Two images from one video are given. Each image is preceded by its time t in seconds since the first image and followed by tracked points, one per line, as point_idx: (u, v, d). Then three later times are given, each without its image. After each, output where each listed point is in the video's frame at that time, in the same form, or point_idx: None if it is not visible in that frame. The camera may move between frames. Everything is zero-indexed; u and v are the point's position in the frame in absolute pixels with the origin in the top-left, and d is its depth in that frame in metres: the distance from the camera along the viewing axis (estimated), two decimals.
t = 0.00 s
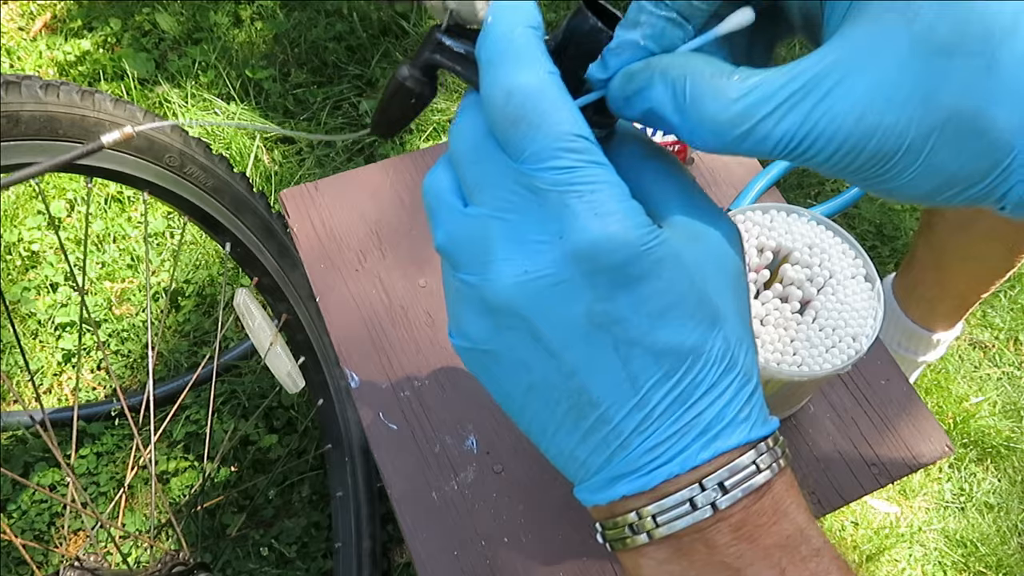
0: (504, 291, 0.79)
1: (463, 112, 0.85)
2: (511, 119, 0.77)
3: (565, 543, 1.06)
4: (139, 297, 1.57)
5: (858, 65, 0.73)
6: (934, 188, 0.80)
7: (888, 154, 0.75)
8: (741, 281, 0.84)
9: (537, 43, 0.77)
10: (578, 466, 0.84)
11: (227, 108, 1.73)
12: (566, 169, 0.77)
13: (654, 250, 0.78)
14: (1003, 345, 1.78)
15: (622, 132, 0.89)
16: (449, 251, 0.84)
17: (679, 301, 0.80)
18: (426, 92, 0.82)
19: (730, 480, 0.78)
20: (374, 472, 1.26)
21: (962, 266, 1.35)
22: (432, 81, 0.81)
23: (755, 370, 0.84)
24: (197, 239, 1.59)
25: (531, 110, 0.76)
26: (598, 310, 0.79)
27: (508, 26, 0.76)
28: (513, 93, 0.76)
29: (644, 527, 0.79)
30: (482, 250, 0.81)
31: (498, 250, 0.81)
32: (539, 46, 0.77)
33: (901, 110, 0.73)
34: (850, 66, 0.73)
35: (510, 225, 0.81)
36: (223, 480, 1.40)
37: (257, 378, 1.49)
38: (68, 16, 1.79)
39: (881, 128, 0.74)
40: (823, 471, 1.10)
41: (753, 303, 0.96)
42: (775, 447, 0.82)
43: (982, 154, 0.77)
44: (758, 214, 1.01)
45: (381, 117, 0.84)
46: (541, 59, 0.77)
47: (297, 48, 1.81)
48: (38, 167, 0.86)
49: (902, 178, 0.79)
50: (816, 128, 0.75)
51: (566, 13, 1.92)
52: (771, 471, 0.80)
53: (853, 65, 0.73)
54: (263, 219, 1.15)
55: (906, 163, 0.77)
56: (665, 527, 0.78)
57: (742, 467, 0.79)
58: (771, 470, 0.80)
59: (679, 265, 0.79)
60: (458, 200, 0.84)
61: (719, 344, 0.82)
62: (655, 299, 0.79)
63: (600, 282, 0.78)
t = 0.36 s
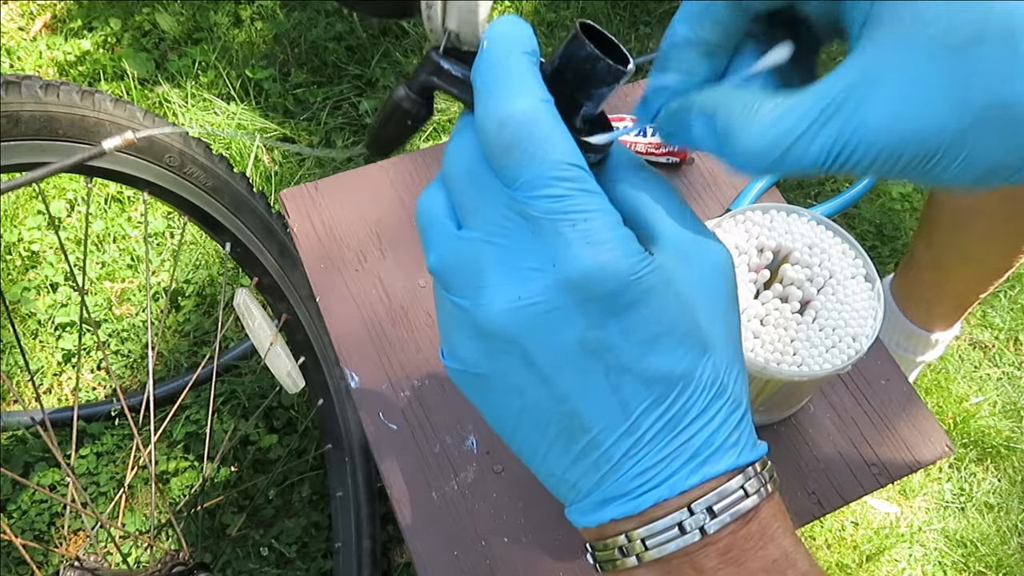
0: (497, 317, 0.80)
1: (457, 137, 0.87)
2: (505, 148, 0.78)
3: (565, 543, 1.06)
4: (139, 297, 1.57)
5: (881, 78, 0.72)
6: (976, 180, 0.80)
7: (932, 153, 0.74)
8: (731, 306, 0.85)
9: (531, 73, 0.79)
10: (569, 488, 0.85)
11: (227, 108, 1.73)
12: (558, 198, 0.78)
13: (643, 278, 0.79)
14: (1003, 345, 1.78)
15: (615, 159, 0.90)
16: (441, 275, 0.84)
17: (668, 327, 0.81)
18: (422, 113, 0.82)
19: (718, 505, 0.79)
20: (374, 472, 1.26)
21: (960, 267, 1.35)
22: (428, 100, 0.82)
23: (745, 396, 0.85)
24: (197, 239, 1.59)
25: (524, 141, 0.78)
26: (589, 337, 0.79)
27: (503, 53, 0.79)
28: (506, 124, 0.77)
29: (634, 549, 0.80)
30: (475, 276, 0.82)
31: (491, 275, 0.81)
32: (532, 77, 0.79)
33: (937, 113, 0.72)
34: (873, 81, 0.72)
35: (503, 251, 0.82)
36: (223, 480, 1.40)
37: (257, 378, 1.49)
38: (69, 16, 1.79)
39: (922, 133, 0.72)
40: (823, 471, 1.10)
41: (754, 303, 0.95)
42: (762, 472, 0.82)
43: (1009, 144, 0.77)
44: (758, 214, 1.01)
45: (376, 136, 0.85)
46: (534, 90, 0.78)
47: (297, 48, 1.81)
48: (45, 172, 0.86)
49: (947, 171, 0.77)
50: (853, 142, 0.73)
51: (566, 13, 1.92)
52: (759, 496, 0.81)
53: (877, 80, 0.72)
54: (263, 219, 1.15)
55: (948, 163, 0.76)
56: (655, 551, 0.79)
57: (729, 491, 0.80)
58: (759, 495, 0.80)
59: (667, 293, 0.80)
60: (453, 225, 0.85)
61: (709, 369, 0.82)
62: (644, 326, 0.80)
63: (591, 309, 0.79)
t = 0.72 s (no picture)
0: (483, 320, 0.81)
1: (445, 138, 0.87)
2: (489, 152, 0.78)
3: (564, 544, 1.06)
4: (139, 297, 1.57)
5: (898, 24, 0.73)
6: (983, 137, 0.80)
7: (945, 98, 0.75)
8: (721, 305, 0.84)
9: (515, 74, 0.78)
10: (558, 486, 0.86)
11: (227, 108, 1.74)
12: (541, 203, 0.78)
13: (629, 281, 0.79)
14: (1003, 345, 1.78)
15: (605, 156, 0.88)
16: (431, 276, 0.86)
17: (653, 330, 0.80)
18: (410, 113, 0.83)
19: (705, 505, 0.79)
20: (374, 472, 1.25)
21: (960, 266, 1.35)
22: (417, 100, 0.82)
23: (734, 396, 0.85)
24: (197, 239, 1.59)
25: (507, 146, 0.77)
26: (572, 340, 0.80)
27: (488, 55, 0.78)
28: (489, 128, 0.77)
29: (623, 549, 0.80)
30: (462, 279, 0.83)
31: (477, 279, 0.82)
32: (517, 78, 0.78)
33: (946, 46, 0.73)
34: (889, 26, 0.72)
35: (489, 254, 0.82)
36: (223, 480, 1.40)
37: (257, 378, 1.49)
38: (69, 16, 1.79)
39: (920, 83, 0.74)
40: (823, 471, 1.10)
41: (754, 303, 0.95)
42: (751, 471, 0.82)
43: (1008, 94, 0.77)
44: (758, 213, 1.01)
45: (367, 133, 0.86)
46: (518, 92, 0.78)
47: (297, 48, 1.81)
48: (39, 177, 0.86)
49: (958, 123, 0.78)
50: (861, 97, 0.73)
51: (566, 13, 1.92)
52: (747, 495, 0.80)
53: (892, 24, 0.72)
54: (263, 219, 1.15)
55: (962, 108, 0.76)
56: (643, 549, 0.79)
57: (716, 491, 0.79)
58: (746, 494, 0.80)
59: (652, 295, 0.80)
60: (441, 226, 0.86)
61: (695, 371, 0.82)
62: (629, 329, 0.80)
63: (575, 312, 0.79)
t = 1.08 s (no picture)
0: (495, 326, 0.81)
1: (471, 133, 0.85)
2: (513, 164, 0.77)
3: (564, 544, 1.06)
4: (139, 297, 1.57)
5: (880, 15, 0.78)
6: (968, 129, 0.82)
7: (925, 88, 0.78)
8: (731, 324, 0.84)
9: (546, 86, 0.76)
10: (559, 484, 0.86)
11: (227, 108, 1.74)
12: (560, 220, 0.78)
13: (639, 299, 0.79)
14: (1003, 345, 1.78)
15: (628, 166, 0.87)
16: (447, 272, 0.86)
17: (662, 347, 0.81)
18: (439, 103, 0.84)
19: (701, 514, 0.79)
20: (374, 473, 1.26)
21: (959, 266, 1.35)
22: (447, 92, 0.84)
23: (736, 411, 0.85)
24: (197, 239, 1.59)
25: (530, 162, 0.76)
26: (580, 354, 0.80)
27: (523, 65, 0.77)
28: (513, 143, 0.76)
29: (620, 550, 0.80)
30: (477, 282, 0.83)
31: (493, 284, 0.82)
32: (547, 91, 0.77)
33: (933, 37, 0.78)
34: (873, 15, 0.78)
35: (505, 261, 0.82)
36: (223, 480, 1.40)
37: (257, 378, 1.49)
38: (69, 16, 1.79)
39: (908, 74, 0.78)
40: (823, 471, 1.10)
41: (754, 303, 0.95)
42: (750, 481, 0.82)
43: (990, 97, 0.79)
44: (758, 214, 1.01)
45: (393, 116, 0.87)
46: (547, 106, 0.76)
47: (297, 48, 1.81)
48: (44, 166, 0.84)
49: (938, 115, 0.81)
50: (847, 85, 0.78)
51: (565, 13, 1.92)
52: (744, 506, 0.80)
53: (876, 13, 0.78)
54: (263, 219, 1.15)
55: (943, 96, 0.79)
56: (639, 553, 0.79)
57: (713, 501, 0.80)
58: (744, 504, 0.80)
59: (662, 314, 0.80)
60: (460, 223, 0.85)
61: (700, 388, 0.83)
62: (638, 346, 0.80)
63: (585, 327, 0.79)
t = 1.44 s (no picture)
0: (504, 316, 0.79)
1: (463, 125, 0.84)
2: (527, 150, 0.77)
3: (564, 544, 1.06)
4: (139, 297, 1.57)
5: (888, 58, 0.75)
6: (982, 182, 0.78)
7: (935, 137, 0.75)
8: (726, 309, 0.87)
9: (555, 72, 0.77)
10: (556, 478, 0.86)
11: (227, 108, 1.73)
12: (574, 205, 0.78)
13: (651, 285, 0.79)
14: (1003, 345, 1.78)
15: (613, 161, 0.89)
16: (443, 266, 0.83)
17: (670, 331, 0.81)
18: (427, 92, 0.81)
19: (704, 498, 0.80)
20: (374, 472, 1.26)
21: (959, 267, 1.35)
22: (435, 80, 0.81)
23: (733, 395, 0.87)
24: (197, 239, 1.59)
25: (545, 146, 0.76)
26: (593, 341, 0.80)
27: (529, 48, 0.76)
28: (529, 127, 0.76)
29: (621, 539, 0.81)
30: (483, 272, 0.81)
31: (500, 273, 0.80)
32: (557, 77, 0.77)
33: (939, 83, 0.74)
34: (880, 61, 0.75)
35: (513, 249, 0.80)
36: (223, 480, 1.40)
37: (257, 378, 1.49)
38: (69, 16, 1.79)
39: (921, 113, 0.74)
40: (823, 471, 1.10)
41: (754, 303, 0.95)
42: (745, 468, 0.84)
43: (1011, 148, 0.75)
44: (758, 214, 1.01)
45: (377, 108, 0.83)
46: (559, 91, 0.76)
47: (297, 48, 1.81)
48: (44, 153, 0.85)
49: (948, 169, 0.78)
50: (849, 130, 0.76)
51: (565, 13, 1.92)
52: (742, 490, 0.82)
53: (885, 58, 0.75)
54: (263, 219, 1.15)
55: (958, 146, 0.76)
56: (641, 540, 0.80)
57: (714, 485, 0.81)
58: (742, 489, 0.82)
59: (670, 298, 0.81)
60: (458, 215, 0.83)
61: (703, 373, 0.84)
62: (648, 331, 0.81)
63: (598, 313, 0.79)
